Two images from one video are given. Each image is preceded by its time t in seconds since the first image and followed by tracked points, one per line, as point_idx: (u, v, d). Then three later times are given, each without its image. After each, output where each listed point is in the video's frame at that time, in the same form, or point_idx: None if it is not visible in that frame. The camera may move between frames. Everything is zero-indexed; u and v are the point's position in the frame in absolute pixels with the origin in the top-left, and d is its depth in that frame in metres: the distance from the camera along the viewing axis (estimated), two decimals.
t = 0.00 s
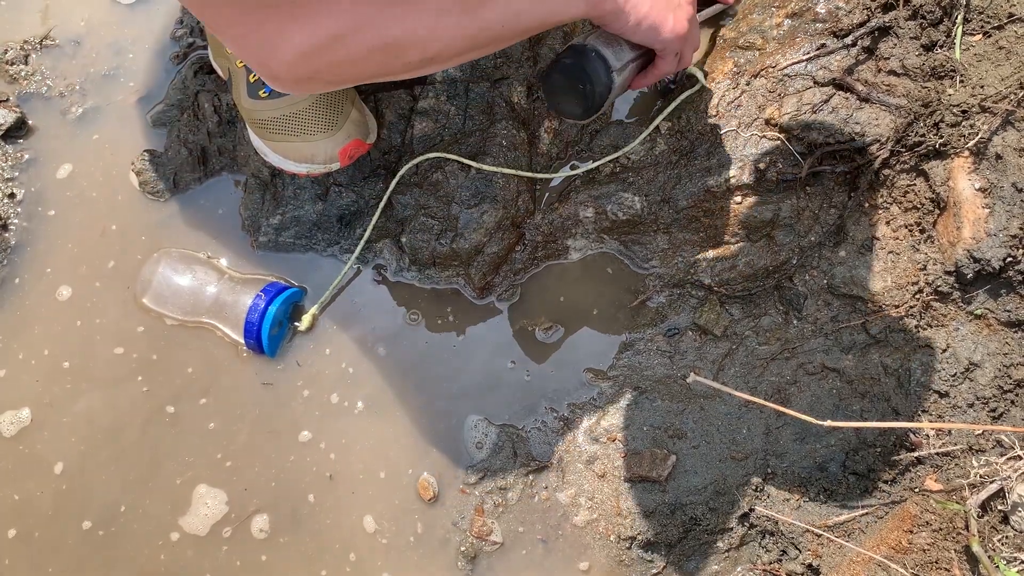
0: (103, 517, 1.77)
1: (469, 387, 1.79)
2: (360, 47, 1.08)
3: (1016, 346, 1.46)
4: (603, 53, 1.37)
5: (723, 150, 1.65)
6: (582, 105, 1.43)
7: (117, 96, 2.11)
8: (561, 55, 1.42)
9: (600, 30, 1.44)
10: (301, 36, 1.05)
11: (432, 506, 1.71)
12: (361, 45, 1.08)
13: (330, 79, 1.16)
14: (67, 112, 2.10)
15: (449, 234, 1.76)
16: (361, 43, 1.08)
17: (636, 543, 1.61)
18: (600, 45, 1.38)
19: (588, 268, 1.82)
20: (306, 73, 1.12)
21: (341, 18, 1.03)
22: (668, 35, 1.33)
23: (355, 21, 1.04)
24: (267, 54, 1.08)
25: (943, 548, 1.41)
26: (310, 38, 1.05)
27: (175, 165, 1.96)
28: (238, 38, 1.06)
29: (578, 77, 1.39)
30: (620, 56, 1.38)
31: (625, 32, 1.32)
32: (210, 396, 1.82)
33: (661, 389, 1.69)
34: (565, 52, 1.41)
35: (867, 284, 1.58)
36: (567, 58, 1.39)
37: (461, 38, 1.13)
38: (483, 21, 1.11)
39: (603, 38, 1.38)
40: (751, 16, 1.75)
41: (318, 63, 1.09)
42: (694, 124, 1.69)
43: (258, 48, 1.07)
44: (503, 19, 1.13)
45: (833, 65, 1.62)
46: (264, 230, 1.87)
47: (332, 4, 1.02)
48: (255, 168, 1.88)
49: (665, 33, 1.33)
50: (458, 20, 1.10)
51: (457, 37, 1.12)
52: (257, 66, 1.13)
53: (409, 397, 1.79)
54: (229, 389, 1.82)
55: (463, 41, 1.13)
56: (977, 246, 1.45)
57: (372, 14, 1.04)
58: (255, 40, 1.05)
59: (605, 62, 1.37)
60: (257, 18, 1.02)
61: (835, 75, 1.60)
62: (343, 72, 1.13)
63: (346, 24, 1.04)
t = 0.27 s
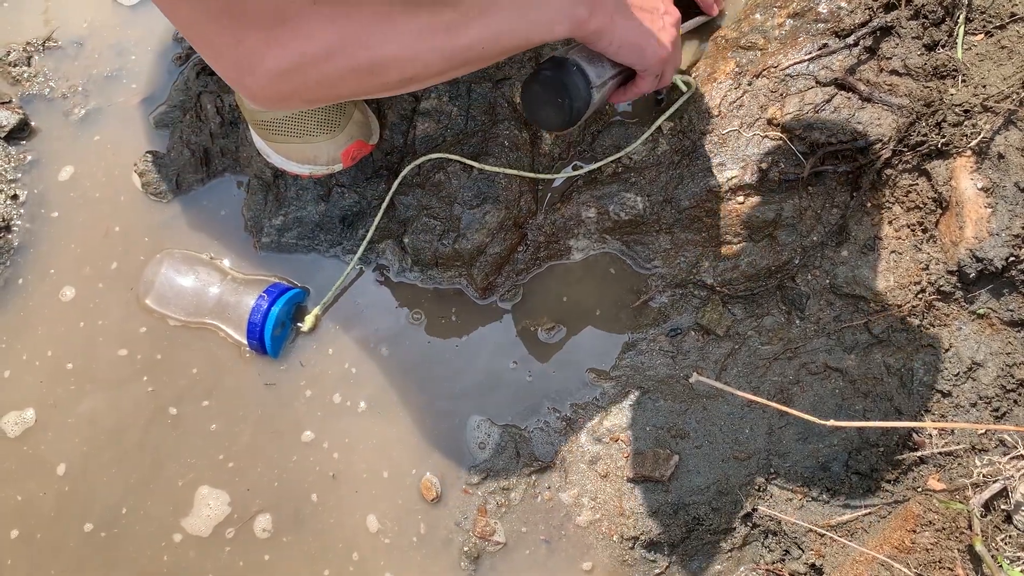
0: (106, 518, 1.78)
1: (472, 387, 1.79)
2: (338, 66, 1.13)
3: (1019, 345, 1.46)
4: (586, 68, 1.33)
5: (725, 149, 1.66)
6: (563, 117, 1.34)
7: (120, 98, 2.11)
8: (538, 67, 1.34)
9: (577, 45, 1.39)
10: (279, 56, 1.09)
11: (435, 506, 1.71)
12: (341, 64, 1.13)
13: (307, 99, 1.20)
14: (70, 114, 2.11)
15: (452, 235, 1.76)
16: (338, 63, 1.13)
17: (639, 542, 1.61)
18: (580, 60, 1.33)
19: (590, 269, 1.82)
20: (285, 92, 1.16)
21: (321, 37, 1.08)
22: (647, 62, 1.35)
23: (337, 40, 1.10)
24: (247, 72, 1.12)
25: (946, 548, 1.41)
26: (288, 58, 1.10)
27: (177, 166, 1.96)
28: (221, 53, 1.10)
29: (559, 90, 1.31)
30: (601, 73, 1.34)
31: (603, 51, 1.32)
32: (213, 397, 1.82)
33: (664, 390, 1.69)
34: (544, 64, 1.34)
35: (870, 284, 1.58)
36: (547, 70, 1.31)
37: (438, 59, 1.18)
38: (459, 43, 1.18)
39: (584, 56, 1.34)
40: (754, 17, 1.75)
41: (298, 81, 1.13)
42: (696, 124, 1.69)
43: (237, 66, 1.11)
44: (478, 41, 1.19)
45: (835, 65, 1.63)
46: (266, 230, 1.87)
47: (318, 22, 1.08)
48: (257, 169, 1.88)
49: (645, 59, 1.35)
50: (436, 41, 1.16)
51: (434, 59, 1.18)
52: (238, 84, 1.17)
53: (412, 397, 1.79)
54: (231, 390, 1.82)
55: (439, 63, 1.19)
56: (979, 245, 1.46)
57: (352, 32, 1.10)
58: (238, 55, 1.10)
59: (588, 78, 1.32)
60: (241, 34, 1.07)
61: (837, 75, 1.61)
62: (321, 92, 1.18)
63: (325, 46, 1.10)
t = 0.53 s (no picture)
0: (109, 519, 1.78)
1: (474, 388, 1.79)
2: (328, 74, 1.12)
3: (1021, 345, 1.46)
4: (592, 82, 1.42)
5: (726, 149, 1.68)
6: (574, 130, 1.44)
7: (122, 99, 2.12)
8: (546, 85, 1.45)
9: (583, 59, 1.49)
10: (268, 62, 1.07)
11: (437, 506, 1.71)
12: (334, 71, 1.12)
13: (293, 106, 1.19)
14: (73, 115, 2.11)
15: (453, 236, 1.76)
16: (328, 71, 1.12)
17: (641, 542, 1.61)
18: (586, 74, 1.43)
19: (591, 269, 1.81)
20: (274, 98, 1.14)
21: (316, 44, 1.08)
22: (647, 73, 1.41)
23: (331, 47, 1.09)
24: (235, 76, 1.10)
25: (948, 547, 1.42)
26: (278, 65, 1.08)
27: (180, 168, 1.96)
28: (211, 58, 1.08)
29: (569, 106, 1.42)
30: (607, 86, 1.44)
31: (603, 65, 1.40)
32: (215, 398, 1.82)
33: (666, 390, 1.69)
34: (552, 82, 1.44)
35: (872, 284, 1.59)
36: (555, 88, 1.42)
37: (429, 69, 1.20)
38: (450, 51, 1.19)
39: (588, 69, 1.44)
40: (755, 17, 1.83)
41: (289, 87, 1.12)
42: (698, 124, 1.72)
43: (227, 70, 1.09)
44: (469, 50, 1.21)
45: (836, 65, 1.67)
46: (269, 232, 1.87)
47: (311, 30, 1.07)
48: (260, 170, 1.89)
49: (644, 71, 1.40)
50: (428, 50, 1.17)
51: (425, 68, 1.19)
52: (225, 88, 1.14)
53: (414, 398, 1.79)
54: (234, 391, 1.82)
55: (430, 72, 1.20)
56: (980, 245, 1.46)
57: (347, 40, 1.10)
58: (229, 59, 1.07)
59: (594, 90, 1.42)
60: (235, 39, 1.04)
61: (838, 75, 1.64)
62: (308, 100, 1.16)
63: (316, 54, 1.09)
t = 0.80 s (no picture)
0: (112, 521, 1.78)
1: (476, 388, 1.78)
2: (328, 76, 1.12)
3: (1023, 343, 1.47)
4: (613, 89, 1.34)
5: (728, 149, 1.70)
6: (596, 140, 1.34)
7: (124, 100, 2.12)
8: (562, 96, 1.36)
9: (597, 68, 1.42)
10: (268, 66, 1.08)
11: (439, 507, 1.71)
12: (335, 73, 1.12)
13: (296, 109, 1.18)
14: (75, 117, 2.11)
15: (455, 236, 1.76)
16: (329, 73, 1.11)
17: (643, 542, 1.61)
18: (603, 81, 1.35)
19: (593, 269, 1.81)
20: (276, 101, 1.14)
21: (317, 45, 1.07)
22: (658, 73, 1.36)
23: (332, 48, 1.09)
24: (235, 80, 1.10)
25: (951, 546, 1.42)
26: (277, 68, 1.08)
27: (182, 169, 1.96)
28: (212, 61, 1.08)
29: (591, 114, 1.32)
30: (626, 90, 1.36)
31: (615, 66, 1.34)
32: (217, 400, 1.82)
33: (668, 389, 1.69)
34: (568, 92, 1.35)
35: (873, 284, 1.60)
36: (575, 96, 1.33)
37: (433, 69, 1.18)
38: (453, 50, 1.17)
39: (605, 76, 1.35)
40: (756, 17, 1.85)
41: (290, 90, 1.12)
42: (699, 124, 1.74)
43: (228, 74, 1.10)
44: (474, 49, 1.19)
45: (837, 65, 1.69)
46: (271, 233, 1.87)
47: (309, 32, 1.07)
48: (262, 171, 1.89)
49: (655, 71, 1.35)
50: (431, 49, 1.15)
51: (429, 68, 1.17)
52: (227, 92, 1.14)
53: (416, 398, 1.79)
54: (236, 391, 1.83)
55: (435, 72, 1.19)
56: (983, 244, 1.46)
57: (348, 41, 1.09)
58: (229, 63, 1.08)
59: (615, 97, 1.34)
60: (235, 42, 1.05)
61: (840, 74, 1.66)
62: (311, 103, 1.16)
63: (315, 56, 1.08)
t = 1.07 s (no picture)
0: (113, 520, 1.78)
1: (477, 387, 1.78)
2: (338, 73, 1.12)
3: None
4: (614, 72, 1.36)
5: (728, 147, 1.71)
6: (598, 122, 1.36)
7: (125, 99, 2.12)
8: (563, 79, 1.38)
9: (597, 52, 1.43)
10: (277, 65, 1.08)
11: (440, 505, 1.70)
12: (346, 69, 1.12)
13: (307, 107, 1.18)
14: (76, 116, 2.11)
15: (456, 234, 1.75)
16: (338, 70, 1.11)
17: (644, 540, 1.61)
18: (603, 63, 1.36)
19: (594, 267, 1.81)
20: (287, 101, 1.15)
21: (326, 41, 1.07)
22: (665, 60, 1.36)
23: (341, 44, 1.08)
24: (246, 80, 1.11)
25: (952, 544, 1.42)
26: (286, 67, 1.08)
27: (182, 168, 1.96)
28: (222, 62, 1.08)
29: (593, 95, 1.34)
30: (627, 73, 1.37)
31: (621, 50, 1.33)
32: (218, 399, 1.82)
33: (669, 387, 1.69)
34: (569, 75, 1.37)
35: (874, 281, 1.60)
36: (575, 78, 1.34)
37: (443, 60, 1.18)
38: (461, 41, 1.16)
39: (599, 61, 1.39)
40: (756, 14, 1.85)
41: (301, 88, 1.12)
42: (699, 121, 1.75)
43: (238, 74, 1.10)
44: (484, 39, 1.19)
45: (838, 62, 1.69)
46: (271, 231, 1.86)
47: (317, 28, 1.06)
48: (262, 169, 1.89)
49: (662, 58, 1.36)
50: (441, 41, 1.15)
51: (440, 59, 1.17)
52: (239, 93, 1.15)
53: (417, 397, 1.78)
54: (237, 390, 1.83)
55: (445, 64, 1.18)
56: (983, 241, 1.47)
57: (357, 36, 1.09)
58: (239, 63, 1.08)
59: (615, 79, 1.35)
60: (244, 42, 1.05)
61: (840, 72, 1.66)
62: (321, 100, 1.16)
63: (324, 53, 1.08)
